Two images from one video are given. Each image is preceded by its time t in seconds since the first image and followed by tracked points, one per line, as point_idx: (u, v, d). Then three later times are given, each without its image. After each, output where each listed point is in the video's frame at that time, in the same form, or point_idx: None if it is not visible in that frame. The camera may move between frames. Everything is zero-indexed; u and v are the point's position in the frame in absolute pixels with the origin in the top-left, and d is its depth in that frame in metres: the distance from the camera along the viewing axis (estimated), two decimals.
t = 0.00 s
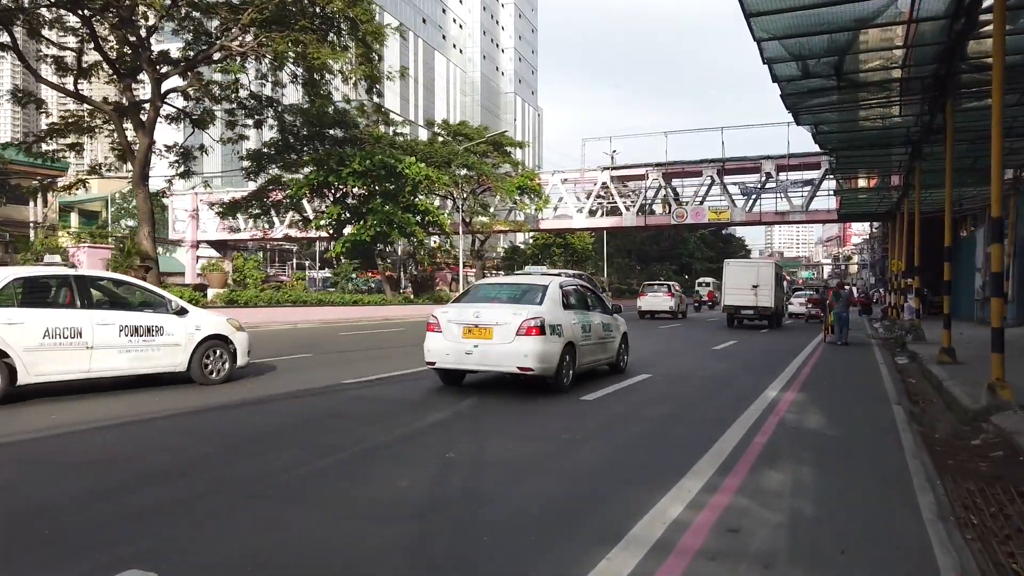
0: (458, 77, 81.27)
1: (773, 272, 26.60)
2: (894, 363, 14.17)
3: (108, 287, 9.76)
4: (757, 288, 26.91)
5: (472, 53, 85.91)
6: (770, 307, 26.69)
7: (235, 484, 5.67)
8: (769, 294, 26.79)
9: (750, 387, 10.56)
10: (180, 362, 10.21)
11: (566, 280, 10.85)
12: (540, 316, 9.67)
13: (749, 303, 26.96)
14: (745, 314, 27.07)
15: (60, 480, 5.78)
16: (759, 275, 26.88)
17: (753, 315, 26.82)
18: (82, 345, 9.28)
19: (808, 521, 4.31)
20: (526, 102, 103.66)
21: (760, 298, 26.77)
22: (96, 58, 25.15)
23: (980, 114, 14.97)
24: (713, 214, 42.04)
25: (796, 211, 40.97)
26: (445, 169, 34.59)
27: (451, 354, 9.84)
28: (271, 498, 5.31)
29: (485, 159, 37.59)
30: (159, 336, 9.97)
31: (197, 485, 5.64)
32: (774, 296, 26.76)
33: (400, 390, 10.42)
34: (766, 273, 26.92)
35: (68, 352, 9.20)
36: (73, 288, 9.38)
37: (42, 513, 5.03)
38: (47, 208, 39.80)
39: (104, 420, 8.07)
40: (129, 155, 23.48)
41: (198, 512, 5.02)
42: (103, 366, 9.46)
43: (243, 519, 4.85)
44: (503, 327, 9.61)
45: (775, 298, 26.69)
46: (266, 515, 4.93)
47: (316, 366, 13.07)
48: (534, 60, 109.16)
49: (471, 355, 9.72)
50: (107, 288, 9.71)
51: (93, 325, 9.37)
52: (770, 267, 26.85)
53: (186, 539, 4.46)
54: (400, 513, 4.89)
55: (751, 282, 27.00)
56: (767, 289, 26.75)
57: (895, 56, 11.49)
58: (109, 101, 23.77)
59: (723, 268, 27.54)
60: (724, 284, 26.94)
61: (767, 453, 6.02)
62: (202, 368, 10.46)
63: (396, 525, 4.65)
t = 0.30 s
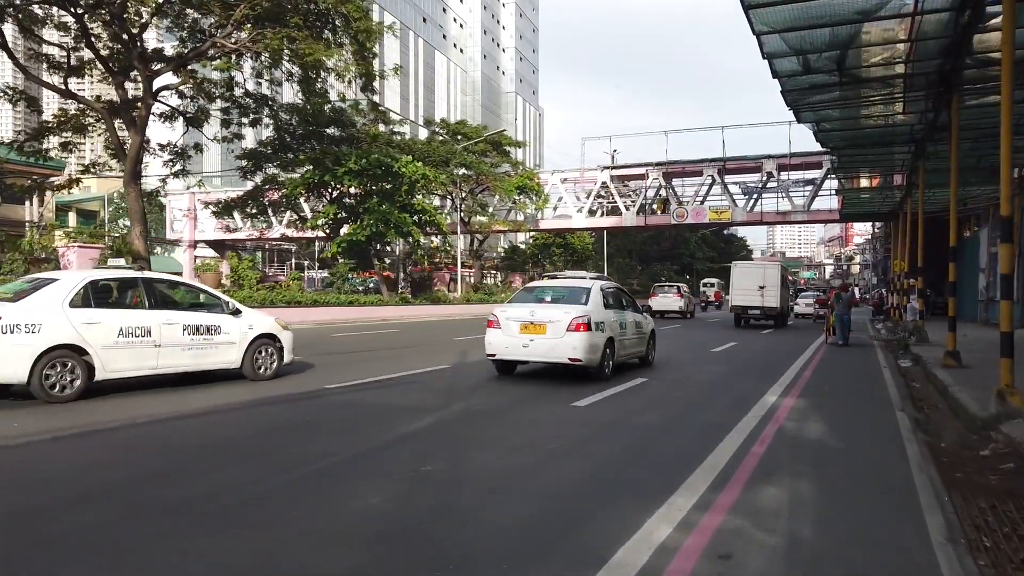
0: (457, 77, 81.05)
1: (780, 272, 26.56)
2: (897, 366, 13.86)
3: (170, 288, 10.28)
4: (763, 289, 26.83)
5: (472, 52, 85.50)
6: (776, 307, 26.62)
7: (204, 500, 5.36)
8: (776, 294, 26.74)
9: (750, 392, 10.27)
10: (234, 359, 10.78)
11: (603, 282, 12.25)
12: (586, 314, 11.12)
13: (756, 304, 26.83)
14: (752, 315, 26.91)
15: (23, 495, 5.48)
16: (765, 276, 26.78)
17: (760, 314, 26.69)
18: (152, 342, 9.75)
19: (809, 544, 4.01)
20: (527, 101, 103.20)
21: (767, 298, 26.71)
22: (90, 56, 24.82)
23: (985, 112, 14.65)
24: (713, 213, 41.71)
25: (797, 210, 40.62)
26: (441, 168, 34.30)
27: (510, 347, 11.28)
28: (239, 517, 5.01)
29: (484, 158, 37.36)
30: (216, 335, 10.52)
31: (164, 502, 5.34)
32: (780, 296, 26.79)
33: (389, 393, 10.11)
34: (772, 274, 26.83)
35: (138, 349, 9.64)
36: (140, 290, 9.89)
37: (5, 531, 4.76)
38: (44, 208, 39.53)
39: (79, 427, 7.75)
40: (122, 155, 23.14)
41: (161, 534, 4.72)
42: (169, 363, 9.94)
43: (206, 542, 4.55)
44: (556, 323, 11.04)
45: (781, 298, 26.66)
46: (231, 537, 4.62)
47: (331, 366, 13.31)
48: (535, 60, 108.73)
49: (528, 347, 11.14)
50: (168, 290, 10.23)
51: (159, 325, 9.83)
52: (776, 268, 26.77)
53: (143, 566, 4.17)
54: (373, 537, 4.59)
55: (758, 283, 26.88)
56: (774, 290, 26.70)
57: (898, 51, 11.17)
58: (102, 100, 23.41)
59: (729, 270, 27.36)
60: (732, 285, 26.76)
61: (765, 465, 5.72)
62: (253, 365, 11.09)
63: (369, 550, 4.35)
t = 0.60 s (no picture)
0: (457, 77, 80.66)
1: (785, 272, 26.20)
2: (899, 368, 13.54)
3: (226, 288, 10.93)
4: (769, 289, 26.51)
5: (473, 51, 85.06)
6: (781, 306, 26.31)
7: (156, 513, 5.01)
8: (781, 294, 26.42)
9: (746, 394, 9.95)
10: (283, 355, 11.42)
11: (632, 284, 13.64)
12: (619, 312, 12.49)
13: (761, 303, 26.55)
14: (758, 315, 26.63)
15: None
16: (771, 277, 26.44)
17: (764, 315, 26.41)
18: (211, 339, 10.38)
19: (802, 567, 3.70)
20: (528, 101, 102.75)
21: (772, 297, 26.41)
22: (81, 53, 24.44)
23: (988, 107, 14.30)
24: (714, 213, 41.35)
25: (799, 210, 40.26)
26: (438, 167, 33.93)
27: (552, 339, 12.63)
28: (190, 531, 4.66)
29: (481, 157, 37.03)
30: (267, 332, 11.16)
31: (112, 515, 4.99)
32: (786, 295, 26.48)
33: (371, 397, 9.76)
34: (778, 275, 26.49)
35: (200, 344, 10.29)
36: (198, 289, 10.51)
37: None
38: (38, 207, 39.16)
39: (40, 433, 7.39)
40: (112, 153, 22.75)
41: (100, 551, 4.36)
42: (226, 357, 10.59)
43: (154, 560, 4.22)
44: (593, 319, 12.47)
45: (786, 298, 26.34)
46: (176, 556, 4.28)
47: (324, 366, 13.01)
48: (535, 59, 108.26)
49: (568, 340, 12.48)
50: (224, 290, 10.88)
51: (218, 322, 10.48)
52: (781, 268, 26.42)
53: None
54: (332, 556, 4.24)
55: (763, 283, 26.56)
56: (779, 290, 26.37)
57: (899, 43, 10.84)
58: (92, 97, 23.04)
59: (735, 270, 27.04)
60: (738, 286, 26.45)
61: (758, 475, 5.42)
62: (298, 361, 11.70)
63: (324, 572, 4.00)
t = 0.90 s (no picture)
0: (457, 76, 80.26)
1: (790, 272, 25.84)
2: (903, 369, 13.20)
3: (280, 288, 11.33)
4: (775, 289, 26.17)
5: (473, 50, 84.67)
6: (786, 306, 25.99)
7: (88, 529, 4.65)
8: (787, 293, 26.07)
9: (745, 397, 9.61)
10: (333, 351, 11.80)
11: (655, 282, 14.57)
12: (647, 309, 13.45)
13: (766, 302, 26.27)
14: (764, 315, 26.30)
15: None
16: (777, 277, 26.08)
17: (769, 314, 26.12)
18: (269, 335, 10.76)
19: None
20: (528, 100, 102.33)
21: (778, 297, 26.09)
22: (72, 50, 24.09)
23: (995, 102, 13.92)
24: (715, 212, 40.92)
25: (800, 208, 39.88)
26: (435, 166, 33.62)
27: (587, 335, 13.62)
28: (148, 545, 4.34)
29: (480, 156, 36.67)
30: (317, 329, 11.52)
31: (67, 527, 4.68)
32: (792, 295, 26.12)
33: (359, 399, 9.43)
34: (784, 275, 26.14)
35: (259, 341, 10.68)
36: (254, 289, 10.88)
37: None
38: (33, 207, 38.82)
39: (6, 438, 7.07)
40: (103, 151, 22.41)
41: (44, 566, 4.05)
42: (283, 353, 10.97)
43: None
44: (625, 316, 13.40)
45: (792, 297, 25.99)
46: (127, 571, 3.97)
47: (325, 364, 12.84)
48: (536, 58, 107.85)
49: (602, 336, 13.47)
50: (278, 290, 11.27)
51: (275, 319, 10.87)
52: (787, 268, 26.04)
53: None
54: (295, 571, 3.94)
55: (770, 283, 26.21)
56: (785, 290, 26.03)
57: (903, 34, 10.48)
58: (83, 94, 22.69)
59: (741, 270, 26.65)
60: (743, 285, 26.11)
61: (758, 487, 5.10)
62: (343, 357, 12.07)
63: None
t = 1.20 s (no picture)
0: (458, 74, 79.75)
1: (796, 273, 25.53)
2: (909, 372, 12.88)
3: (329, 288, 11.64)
4: (782, 290, 25.89)
5: (474, 49, 84.18)
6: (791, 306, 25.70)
7: (45, 541, 4.37)
8: (793, 294, 25.77)
9: (746, 401, 9.30)
10: (376, 348, 12.20)
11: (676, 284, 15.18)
12: (671, 308, 14.10)
13: (772, 301, 25.99)
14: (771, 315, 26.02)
15: None
16: (783, 278, 25.77)
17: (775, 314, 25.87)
18: (323, 333, 11.12)
19: None
20: (529, 98, 101.83)
21: (784, 297, 25.83)
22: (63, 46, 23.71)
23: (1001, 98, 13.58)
24: (716, 211, 40.49)
25: (802, 208, 39.50)
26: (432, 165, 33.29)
27: (614, 333, 14.19)
28: (106, 561, 4.06)
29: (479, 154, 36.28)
30: (363, 328, 11.90)
31: (23, 538, 4.40)
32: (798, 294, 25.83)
33: (345, 404, 9.11)
34: (790, 276, 25.83)
35: (314, 339, 11.03)
36: (308, 289, 11.20)
37: None
38: (29, 206, 38.49)
39: None
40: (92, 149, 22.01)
41: None
42: (335, 351, 11.35)
43: None
44: (651, 315, 14.02)
45: (798, 298, 25.71)
46: None
47: (316, 364, 12.52)
48: (537, 57, 107.34)
49: (630, 333, 14.03)
50: (328, 290, 11.58)
51: (329, 318, 11.24)
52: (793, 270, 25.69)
53: None
54: None
55: (778, 284, 25.90)
56: (791, 290, 25.73)
57: (909, 27, 10.14)
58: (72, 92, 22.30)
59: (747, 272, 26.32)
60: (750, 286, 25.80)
61: (758, 503, 4.80)
62: (386, 354, 12.50)
63: None
